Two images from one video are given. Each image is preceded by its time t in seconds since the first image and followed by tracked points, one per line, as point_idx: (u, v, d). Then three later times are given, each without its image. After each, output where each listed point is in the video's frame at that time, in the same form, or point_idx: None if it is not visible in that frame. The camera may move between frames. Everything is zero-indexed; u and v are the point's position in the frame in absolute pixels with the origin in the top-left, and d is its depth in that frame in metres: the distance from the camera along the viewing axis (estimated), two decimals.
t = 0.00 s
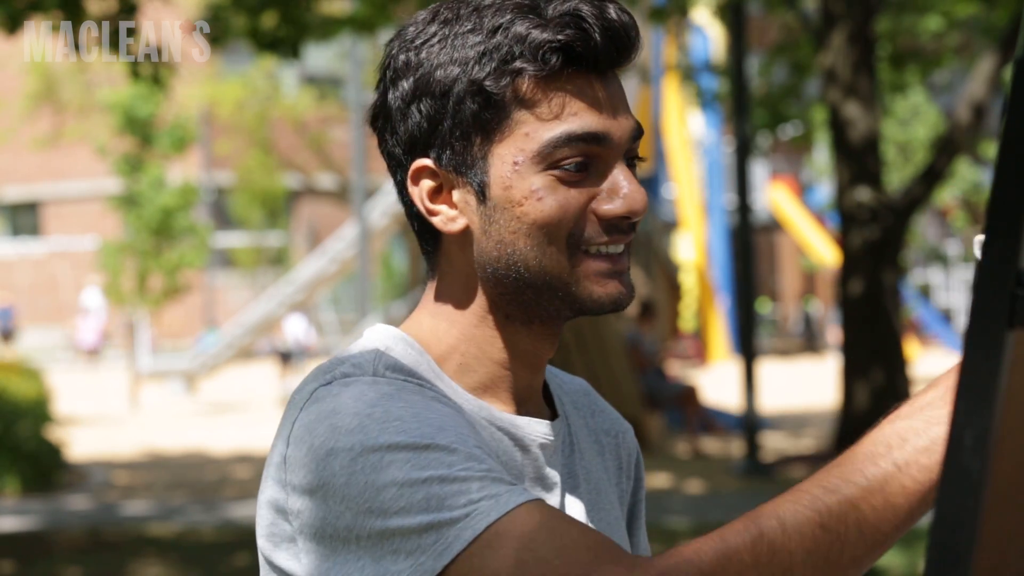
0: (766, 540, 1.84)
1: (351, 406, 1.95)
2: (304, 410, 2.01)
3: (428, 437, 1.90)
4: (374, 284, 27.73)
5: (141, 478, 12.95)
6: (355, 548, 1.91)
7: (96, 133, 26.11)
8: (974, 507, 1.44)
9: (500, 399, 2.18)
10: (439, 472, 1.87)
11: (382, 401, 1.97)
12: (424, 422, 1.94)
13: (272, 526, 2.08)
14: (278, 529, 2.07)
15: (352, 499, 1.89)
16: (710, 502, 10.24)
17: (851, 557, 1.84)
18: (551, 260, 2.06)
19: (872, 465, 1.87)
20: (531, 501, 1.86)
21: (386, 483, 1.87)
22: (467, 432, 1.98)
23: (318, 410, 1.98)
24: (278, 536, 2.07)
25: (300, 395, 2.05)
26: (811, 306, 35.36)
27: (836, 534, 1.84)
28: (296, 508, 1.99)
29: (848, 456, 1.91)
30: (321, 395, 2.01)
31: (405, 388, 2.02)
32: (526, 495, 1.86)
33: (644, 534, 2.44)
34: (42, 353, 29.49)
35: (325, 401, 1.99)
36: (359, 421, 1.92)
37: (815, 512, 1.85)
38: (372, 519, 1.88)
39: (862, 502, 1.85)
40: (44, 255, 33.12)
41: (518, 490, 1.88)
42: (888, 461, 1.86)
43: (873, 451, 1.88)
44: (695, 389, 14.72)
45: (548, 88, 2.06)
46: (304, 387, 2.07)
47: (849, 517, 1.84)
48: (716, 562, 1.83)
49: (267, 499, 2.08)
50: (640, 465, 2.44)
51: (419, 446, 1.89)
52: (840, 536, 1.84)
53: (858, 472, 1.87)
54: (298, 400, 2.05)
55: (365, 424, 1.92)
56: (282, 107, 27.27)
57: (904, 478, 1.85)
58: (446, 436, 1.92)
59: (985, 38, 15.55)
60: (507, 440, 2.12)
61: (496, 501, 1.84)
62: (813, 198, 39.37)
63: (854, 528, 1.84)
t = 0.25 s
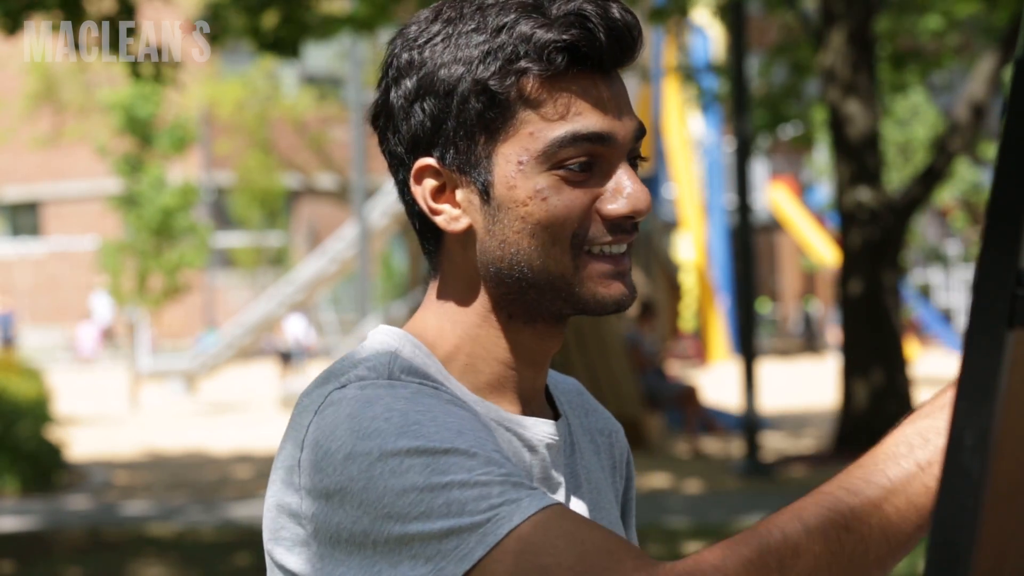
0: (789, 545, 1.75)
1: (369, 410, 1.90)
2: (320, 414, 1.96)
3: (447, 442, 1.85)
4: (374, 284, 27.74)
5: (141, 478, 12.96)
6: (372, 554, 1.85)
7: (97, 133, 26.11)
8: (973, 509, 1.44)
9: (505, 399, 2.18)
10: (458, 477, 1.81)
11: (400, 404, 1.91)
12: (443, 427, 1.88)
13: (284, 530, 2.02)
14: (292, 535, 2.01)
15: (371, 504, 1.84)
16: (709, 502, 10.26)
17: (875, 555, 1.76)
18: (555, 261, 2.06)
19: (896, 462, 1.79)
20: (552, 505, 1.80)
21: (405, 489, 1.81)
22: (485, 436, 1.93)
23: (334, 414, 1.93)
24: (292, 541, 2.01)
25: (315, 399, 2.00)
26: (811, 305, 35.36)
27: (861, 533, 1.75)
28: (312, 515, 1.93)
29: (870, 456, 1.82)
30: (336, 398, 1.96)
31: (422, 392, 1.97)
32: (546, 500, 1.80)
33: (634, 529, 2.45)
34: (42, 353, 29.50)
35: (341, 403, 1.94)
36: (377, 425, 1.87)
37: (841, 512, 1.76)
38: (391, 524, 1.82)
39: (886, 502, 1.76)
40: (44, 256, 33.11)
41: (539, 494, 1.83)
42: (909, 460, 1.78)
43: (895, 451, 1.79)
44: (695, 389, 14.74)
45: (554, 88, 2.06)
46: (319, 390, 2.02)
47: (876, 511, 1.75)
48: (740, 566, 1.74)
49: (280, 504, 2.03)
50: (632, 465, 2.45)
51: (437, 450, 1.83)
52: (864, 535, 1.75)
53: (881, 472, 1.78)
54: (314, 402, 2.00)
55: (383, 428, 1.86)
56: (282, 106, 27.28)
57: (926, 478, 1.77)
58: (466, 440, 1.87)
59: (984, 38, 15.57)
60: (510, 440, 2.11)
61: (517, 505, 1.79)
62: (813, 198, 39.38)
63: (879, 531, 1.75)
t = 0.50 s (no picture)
0: (798, 542, 1.74)
1: (375, 410, 1.89)
2: (325, 415, 1.95)
3: (454, 441, 1.85)
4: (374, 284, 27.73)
5: (142, 478, 12.95)
6: (379, 555, 1.85)
7: (96, 133, 26.10)
8: (975, 506, 1.43)
9: (509, 400, 2.18)
10: (465, 476, 1.81)
11: (407, 405, 1.91)
12: (450, 426, 1.88)
13: (288, 532, 2.02)
14: (296, 537, 2.00)
15: (378, 504, 1.83)
16: (709, 502, 10.26)
17: (884, 554, 1.75)
18: (558, 261, 2.06)
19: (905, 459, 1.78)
20: (558, 505, 1.80)
21: (412, 488, 1.81)
22: (492, 436, 1.92)
23: (341, 414, 1.93)
24: (297, 543, 2.00)
25: (321, 400, 2.00)
26: (811, 306, 35.37)
27: (871, 529, 1.75)
28: (319, 516, 1.93)
29: (878, 454, 1.82)
30: (341, 399, 1.95)
31: (427, 393, 1.97)
32: (553, 499, 1.80)
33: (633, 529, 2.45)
34: (41, 353, 29.50)
35: (347, 404, 1.94)
36: (382, 424, 1.87)
37: (850, 508, 1.75)
38: (399, 524, 1.82)
39: (894, 499, 1.76)
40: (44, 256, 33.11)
41: (547, 494, 1.83)
42: (919, 455, 1.78)
43: (904, 447, 1.79)
44: (694, 389, 14.73)
45: (557, 89, 2.06)
46: (324, 391, 2.02)
47: (881, 508, 1.75)
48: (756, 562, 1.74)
49: (285, 507, 2.02)
50: (633, 466, 2.44)
51: (445, 450, 1.83)
52: (874, 532, 1.75)
53: (889, 468, 1.78)
54: (319, 403, 1.99)
55: (390, 428, 1.86)
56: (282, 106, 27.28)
57: (933, 475, 1.77)
58: (473, 440, 1.87)
59: (984, 38, 15.57)
60: (516, 441, 2.11)
61: (524, 506, 1.79)
62: (813, 198, 39.38)
63: (889, 527, 1.75)
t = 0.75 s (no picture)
0: (801, 547, 1.74)
1: (379, 411, 1.90)
2: (327, 416, 1.96)
3: (456, 443, 1.85)
4: (373, 284, 27.72)
5: (142, 478, 12.95)
6: (381, 557, 1.85)
7: (96, 134, 26.11)
8: (975, 507, 1.43)
9: (508, 400, 2.18)
10: (468, 479, 1.81)
11: (410, 406, 1.91)
12: (453, 428, 1.89)
13: (289, 531, 2.02)
14: (294, 537, 2.01)
15: (380, 505, 1.83)
16: (709, 502, 10.26)
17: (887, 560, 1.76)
18: (559, 259, 2.06)
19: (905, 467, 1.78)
20: (560, 508, 1.80)
21: (414, 491, 1.81)
22: (496, 439, 1.93)
23: (342, 415, 1.93)
24: (298, 542, 2.00)
25: (323, 399, 2.00)
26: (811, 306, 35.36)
27: (870, 534, 1.75)
28: (320, 518, 1.93)
29: (881, 460, 1.82)
30: (344, 399, 1.96)
31: (430, 393, 1.97)
32: (555, 503, 1.81)
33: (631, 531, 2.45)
34: (41, 353, 29.52)
35: (350, 404, 1.94)
36: (385, 424, 1.87)
37: (852, 514, 1.76)
38: (399, 527, 1.82)
39: (896, 505, 1.76)
40: (44, 256, 33.12)
41: (550, 497, 1.83)
42: (920, 464, 1.78)
43: (907, 453, 1.79)
44: (694, 389, 14.73)
45: (558, 89, 2.06)
46: (327, 391, 2.02)
47: (883, 516, 1.75)
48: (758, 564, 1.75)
49: (287, 507, 2.02)
50: (628, 470, 2.45)
51: (447, 452, 1.83)
52: (874, 539, 1.75)
53: (892, 474, 1.78)
54: (321, 403, 2.00)
55: (393, 430, 1.86)
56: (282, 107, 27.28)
57: (933, 481, 1.77)
58: (477, 443, 1.87)
59: (984, 38, 15.57)
60: (518, 440, 2.10)
61: (526, 508, 1.79)
62: (813, 198, 39.38)
63: (891, 532, 1.75)
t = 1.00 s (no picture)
0: (803, 545, 1.74)
1: (381, 412, 1.90)
2: (328, 416, 1.96)
3: (458, 444, 1.85)
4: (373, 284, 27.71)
5: (142, 478, 12.95)
6: (382, 558, 1.86)
7: (96, 133, 26.10)
8: (976, 506, 1.43)
9: (509, 400, 2.18)
10: (469, 479, 1.81)
11: (411, 407, 1.91)
12: (455, 428, 1.89)
13: (291, 531, 2.02)
14: (296, 537, 2.01)
15: (381, 505, 1.83)
16: (710, 502, 10.26)
17: (888, 561, 1.76)
18: (560, 260, 2.06)
19: (905, 468, 1.78)
20: (562, 508, 1.80)
21: (416, 490, 1.81)
22: (497, 439, 1.93)
23: (344, 415, 1.93)
24: (299, 543, 2.01)
25: (324, 400, 2.00)
26: (811, 305, 35.36)
27: (870, 536, 1.75)
28: (320, 516, 1.93)
29: (882, 461, 1.82)
30: (344, 399, 1.96)
31: (430, 394, 1.97)
32: (556, 503, 1.81)
33: (629, 530, 2.46)
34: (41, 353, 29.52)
35: (352, 404, 1.94)
36: (386, 426, 1.87)
37: (852, 515, 1.75)
38: (399, 528, 1.82)
39: (898, 505, 1.76)
40: (44, 255, 33.11)
41: (551, 498, 1.84)
42: (921, 465, 1.78)
43: (909, 453, 1.79)
44: (695, 390, 14.73)
45: (560, 89, 2.06)
46: (328, 391, 2.02)
47: (883, 515, 1.75)
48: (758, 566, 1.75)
49: (288, 507, 2.03)
50: (628, 469, 2.45)
51: (448, 453, 1.83)
52: (876, 538, 1.75)
53: (893, 475, 1.78)
54: (322, 404, 2.00)
55: (394, 430, 1.86)
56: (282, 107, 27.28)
57: (934, 481, 1.77)
58: (478, 443, 1.87)
59: (984, 38, 15.56)
60: (520, 440, 2.11)
61: (527, 509, 1.79)
62: (813, 198, 39.37)
63: (891, 532, 1.75)
